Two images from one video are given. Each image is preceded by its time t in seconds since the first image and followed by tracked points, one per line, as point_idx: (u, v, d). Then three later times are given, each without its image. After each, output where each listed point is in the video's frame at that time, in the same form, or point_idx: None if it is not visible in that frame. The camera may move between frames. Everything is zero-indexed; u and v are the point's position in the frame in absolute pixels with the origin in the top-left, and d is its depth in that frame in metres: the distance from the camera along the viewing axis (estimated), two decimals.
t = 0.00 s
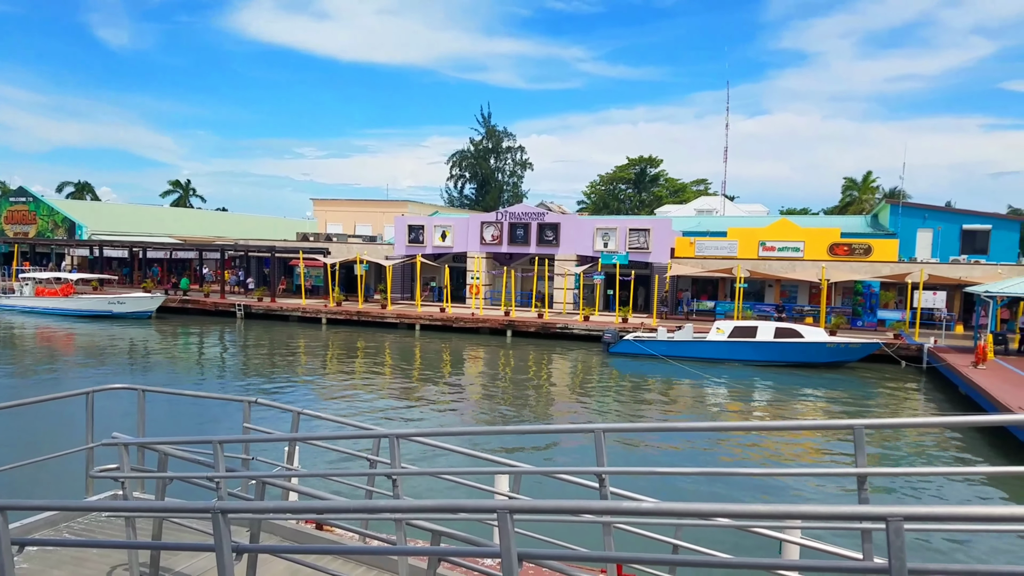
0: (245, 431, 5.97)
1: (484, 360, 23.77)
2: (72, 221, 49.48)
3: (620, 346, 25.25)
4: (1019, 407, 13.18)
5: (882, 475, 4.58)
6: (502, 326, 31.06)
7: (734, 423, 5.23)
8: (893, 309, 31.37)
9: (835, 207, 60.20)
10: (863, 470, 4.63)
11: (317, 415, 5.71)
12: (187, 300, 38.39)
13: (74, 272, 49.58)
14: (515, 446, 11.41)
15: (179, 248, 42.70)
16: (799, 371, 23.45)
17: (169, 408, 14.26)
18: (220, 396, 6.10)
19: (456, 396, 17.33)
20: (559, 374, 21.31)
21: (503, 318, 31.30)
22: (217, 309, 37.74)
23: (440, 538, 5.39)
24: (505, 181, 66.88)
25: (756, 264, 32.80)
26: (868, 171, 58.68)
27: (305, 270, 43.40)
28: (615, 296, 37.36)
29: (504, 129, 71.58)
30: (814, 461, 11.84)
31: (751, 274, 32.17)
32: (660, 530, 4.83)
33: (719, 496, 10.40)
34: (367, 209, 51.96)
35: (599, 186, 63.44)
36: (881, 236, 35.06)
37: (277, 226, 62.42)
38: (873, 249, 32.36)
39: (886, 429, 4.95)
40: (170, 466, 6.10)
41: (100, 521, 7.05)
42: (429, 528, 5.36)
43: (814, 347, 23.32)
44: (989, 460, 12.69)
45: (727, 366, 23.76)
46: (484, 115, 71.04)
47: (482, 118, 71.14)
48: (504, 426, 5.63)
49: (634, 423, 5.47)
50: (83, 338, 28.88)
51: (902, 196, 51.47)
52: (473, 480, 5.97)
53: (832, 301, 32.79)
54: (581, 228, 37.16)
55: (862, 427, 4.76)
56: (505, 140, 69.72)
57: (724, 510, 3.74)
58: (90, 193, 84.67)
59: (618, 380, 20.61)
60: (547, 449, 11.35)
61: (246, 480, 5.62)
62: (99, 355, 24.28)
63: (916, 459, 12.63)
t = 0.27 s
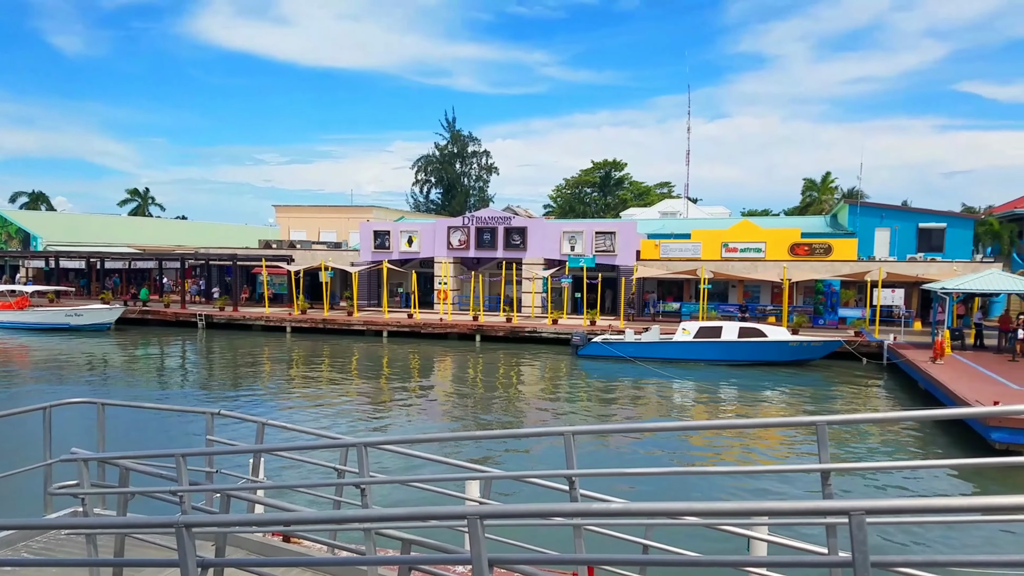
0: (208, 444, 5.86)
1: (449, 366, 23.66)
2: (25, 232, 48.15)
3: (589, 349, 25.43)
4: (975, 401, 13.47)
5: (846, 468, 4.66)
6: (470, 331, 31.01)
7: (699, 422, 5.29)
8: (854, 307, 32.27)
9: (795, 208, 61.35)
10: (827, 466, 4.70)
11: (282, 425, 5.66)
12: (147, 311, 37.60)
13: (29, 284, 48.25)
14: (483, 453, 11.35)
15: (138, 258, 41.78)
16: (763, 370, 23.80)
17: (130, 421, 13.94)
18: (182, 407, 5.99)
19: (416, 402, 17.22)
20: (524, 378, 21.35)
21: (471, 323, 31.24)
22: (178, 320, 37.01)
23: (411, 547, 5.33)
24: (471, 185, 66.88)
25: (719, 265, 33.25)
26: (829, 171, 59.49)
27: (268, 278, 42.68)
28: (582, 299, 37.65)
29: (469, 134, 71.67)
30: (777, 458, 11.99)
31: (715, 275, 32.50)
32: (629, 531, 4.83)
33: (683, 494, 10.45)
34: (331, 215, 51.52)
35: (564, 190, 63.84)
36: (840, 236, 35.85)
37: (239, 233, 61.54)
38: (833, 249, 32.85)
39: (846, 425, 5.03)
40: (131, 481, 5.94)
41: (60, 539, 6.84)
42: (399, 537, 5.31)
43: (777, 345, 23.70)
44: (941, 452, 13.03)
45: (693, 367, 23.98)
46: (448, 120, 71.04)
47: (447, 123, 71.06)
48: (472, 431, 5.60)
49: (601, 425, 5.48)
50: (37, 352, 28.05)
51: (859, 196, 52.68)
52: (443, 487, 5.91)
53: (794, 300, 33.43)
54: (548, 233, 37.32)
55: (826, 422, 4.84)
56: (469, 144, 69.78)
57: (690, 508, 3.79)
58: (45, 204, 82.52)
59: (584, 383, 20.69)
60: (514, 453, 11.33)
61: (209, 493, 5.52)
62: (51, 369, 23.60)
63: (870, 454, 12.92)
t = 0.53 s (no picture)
0: (182, 446, 5.78)
1: (423, 367, 23.56)
2: None
3: (567, 350, 25.50)
4: (946, 402, 13.61)
5: (820, 469, 4.71)
6: (448, 332, 30.90)
7: (675, 423, 5.32)
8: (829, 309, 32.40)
9: (772, 211, 61.97)
10: (802, 467, 4.74)
11: (258, 427, 5.62)
12: (119, 311, 37.08)
13: None
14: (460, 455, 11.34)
15: (111, 256, 41.17)
16: (740, 371, 23.99)
17: (102, 423, 13.73)
18: (155, 409, 5.90)
19: (389, 404, 17.13)
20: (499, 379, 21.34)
21: (449, 324, 31.12)
22: (151, 320, 36.52)
23: (387, 550, 5.29)
24: (450, 186, 66.75)
25: (696, 267, 33.48)
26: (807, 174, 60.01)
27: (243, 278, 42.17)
28: (561, 300, 37.93)
29: (448, 135, 71.60)
30: (749, 458, 12.09)
31: (692, 276, 32.53)
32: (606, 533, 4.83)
33: (661, 495, 10.50)
34: (307, 215, 51.09)
35: (543, 192, 63.99)
36: (815, 238, 36.44)
37: (214, 232, 60.94)
38: (808, 252, 33.43)
39: (817, 426, 5.07)
40: (103, 483, 5.84)
41: (30, 542, 6.70)
42: (374, 540, 5.26)
43: (754, 347, 23.89)
44: (909, 454, 13.23)
45: (670, 368, 24.10)
46: (427, 120, 70.93)
47: (426, 122, 70.85)
48: (449, 432, 5.57)
49: (579, 426, 5.47)
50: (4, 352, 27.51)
51: (834, 200, 53.35)
52: (420, 488, 5.88)
53: (769, 302, 34.04)
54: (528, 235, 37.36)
55: (800, 424, 4.88)
56: (449, 144, 69.68)
57: (666, 509, 3.81)
58: (15, 201, 81.11)
59: (561, 384, 20.72)
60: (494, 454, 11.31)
61: (183, 496, 5.44)
62: (17, 370, 23.17)
63: (840, 455, 13.09)
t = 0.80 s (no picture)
0: (158, 451, 5.71)
1: (399, 370, 23.45)
2: None
3: (548, 353, 25.71)
4: (922, 404, 13.88)
5: (796, 472, 4.75)
6: (429, 335, 30.82)
7: (656, 425, 5.34)
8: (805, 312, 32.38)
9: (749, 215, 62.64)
10: (777, 469, 4.78)
11: (236, 431, 5.60)
12: (94, 314, 36.58)
13: None
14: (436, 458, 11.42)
15: (85, 258, 40.59)
16: (718, 373, 24.16)
17: (73, 428, 13.51)
18: (130, 413, 5.82)
19: (363, 408, 17.06)
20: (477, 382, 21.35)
21: (430, 327, 31.07)
22: (127, 323, 36.06)
23: (366, 554, 5.26)
24: (430, 188, 66.70)
25: (675, 271, 33.77)
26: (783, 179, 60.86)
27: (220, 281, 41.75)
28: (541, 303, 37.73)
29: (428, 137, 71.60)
30: (725, 461, 12.19)
31: (671, 279, 32.97)
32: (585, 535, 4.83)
33: (641, 496, 10.61)
34: (287, 216, 50.81)
35: (523, 194, 64.13)
36: (792, 242, 37.12)
37: (190, 234, 60.41)
38: (784, 255, 33.36)
39: (797, 428, 5.10)
40: (77, 489, 5.75)
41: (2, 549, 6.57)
42: (353, 544, 5.23)
43: (733, 349, 24.06)
44: (886, 454, 13.45)
45: (650, 371, 24.22)
46: (407, 123, 70.84)
47: (406, 125, 70.74)
48: (430, 436, 5.54)
49: (561, 429, 5.47)
50: None
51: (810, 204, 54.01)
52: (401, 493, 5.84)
53: (747, 305, 34.25)
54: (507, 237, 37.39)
55: (776, 426, 4.92)
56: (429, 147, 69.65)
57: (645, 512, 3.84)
58: None
59: (539, 386, 20.77)
60: (478, 457, 11.37)
61: (159, 501, 5.37)
62: None
63: (814, 457, 13.19)
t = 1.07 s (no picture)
0: (140, 458, 5.66)
1: (383, 373, 23.45)
2: None
3: (533, 354, 25.75)
4: (903, 400, 14.05)
5: (778, 469, 4.78)
6: (414, 338, 30.82)
7: (641, 425, 5.34)
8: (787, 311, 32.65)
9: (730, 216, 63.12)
10: (761, 467, 4.80)
11: (218, 437, 5.58)
12: (75, 320, 36.26)
13: None
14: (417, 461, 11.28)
15: (64, 264, 40.19)
16: (702, 372, 24.28)
17: (52, 436, 13.36)
18: (111, 420, 5.77)
19: (344, 411, 17.03)
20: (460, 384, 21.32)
21: (415, 330, 31.04)
22: (108, 329, 35.77)
23: (351, 559, 5.24)
24: (413, 191, 66.68)
25: (658, 271, 34.06)
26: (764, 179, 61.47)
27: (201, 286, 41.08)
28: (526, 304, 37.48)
29: (410, 140, 71.60)
30: (707, 461, 12.22)
31: (654, 279, 33.23)
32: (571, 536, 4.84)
33: (625, 496, 10.67)
34: (269, 220, 50.62)
35: (506, 197, 64.25)
36: (773, 242, 37.60)
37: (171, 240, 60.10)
38: (766, 254, 33.82)
39: (778, 426, 5.11)
40: (58, 497, 5.69)
41: None
42: (339, 549, 5.21)
43: (716, 349, 24.22)
44: (870, 450, 13.57)
45: (635, 371, 24.30)
46: (389, 125, 70.81)
47: (389, 127, 70.63)
48: (415, 439, 5.52)
49: (544, 430, 5.47)
50: None
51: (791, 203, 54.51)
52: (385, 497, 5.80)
53: (729, 304, 34.77)
54: (492, 238, 37.43)
55: (758, 424, 4.93)
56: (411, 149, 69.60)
57: (630, 511, 3.84)
58: None
59: (523, 387, 20.82)
60: (459, 458, 11.39)
61: (141, 508, 5.32)
62: None
63: (795, 455, 13.26)
